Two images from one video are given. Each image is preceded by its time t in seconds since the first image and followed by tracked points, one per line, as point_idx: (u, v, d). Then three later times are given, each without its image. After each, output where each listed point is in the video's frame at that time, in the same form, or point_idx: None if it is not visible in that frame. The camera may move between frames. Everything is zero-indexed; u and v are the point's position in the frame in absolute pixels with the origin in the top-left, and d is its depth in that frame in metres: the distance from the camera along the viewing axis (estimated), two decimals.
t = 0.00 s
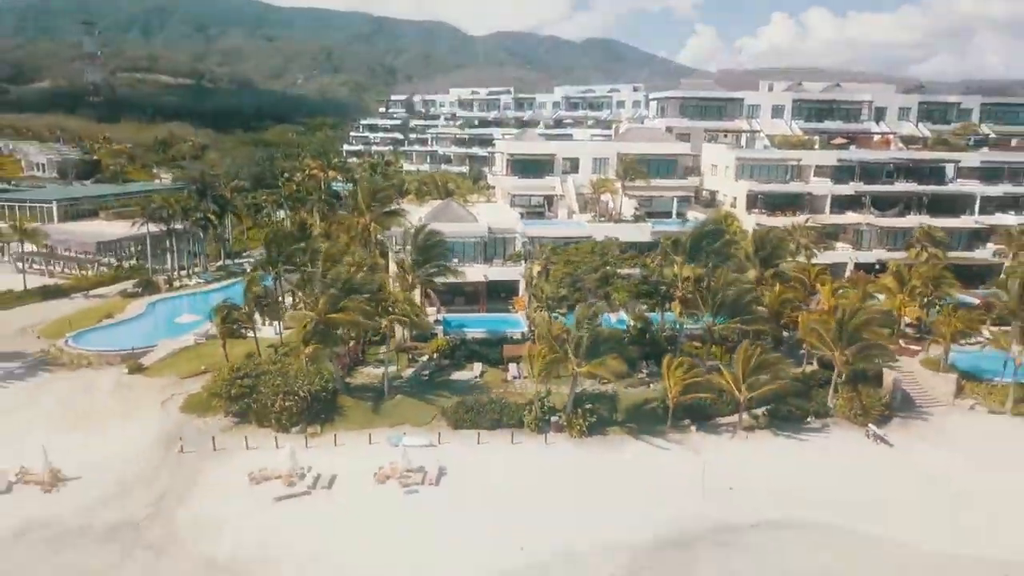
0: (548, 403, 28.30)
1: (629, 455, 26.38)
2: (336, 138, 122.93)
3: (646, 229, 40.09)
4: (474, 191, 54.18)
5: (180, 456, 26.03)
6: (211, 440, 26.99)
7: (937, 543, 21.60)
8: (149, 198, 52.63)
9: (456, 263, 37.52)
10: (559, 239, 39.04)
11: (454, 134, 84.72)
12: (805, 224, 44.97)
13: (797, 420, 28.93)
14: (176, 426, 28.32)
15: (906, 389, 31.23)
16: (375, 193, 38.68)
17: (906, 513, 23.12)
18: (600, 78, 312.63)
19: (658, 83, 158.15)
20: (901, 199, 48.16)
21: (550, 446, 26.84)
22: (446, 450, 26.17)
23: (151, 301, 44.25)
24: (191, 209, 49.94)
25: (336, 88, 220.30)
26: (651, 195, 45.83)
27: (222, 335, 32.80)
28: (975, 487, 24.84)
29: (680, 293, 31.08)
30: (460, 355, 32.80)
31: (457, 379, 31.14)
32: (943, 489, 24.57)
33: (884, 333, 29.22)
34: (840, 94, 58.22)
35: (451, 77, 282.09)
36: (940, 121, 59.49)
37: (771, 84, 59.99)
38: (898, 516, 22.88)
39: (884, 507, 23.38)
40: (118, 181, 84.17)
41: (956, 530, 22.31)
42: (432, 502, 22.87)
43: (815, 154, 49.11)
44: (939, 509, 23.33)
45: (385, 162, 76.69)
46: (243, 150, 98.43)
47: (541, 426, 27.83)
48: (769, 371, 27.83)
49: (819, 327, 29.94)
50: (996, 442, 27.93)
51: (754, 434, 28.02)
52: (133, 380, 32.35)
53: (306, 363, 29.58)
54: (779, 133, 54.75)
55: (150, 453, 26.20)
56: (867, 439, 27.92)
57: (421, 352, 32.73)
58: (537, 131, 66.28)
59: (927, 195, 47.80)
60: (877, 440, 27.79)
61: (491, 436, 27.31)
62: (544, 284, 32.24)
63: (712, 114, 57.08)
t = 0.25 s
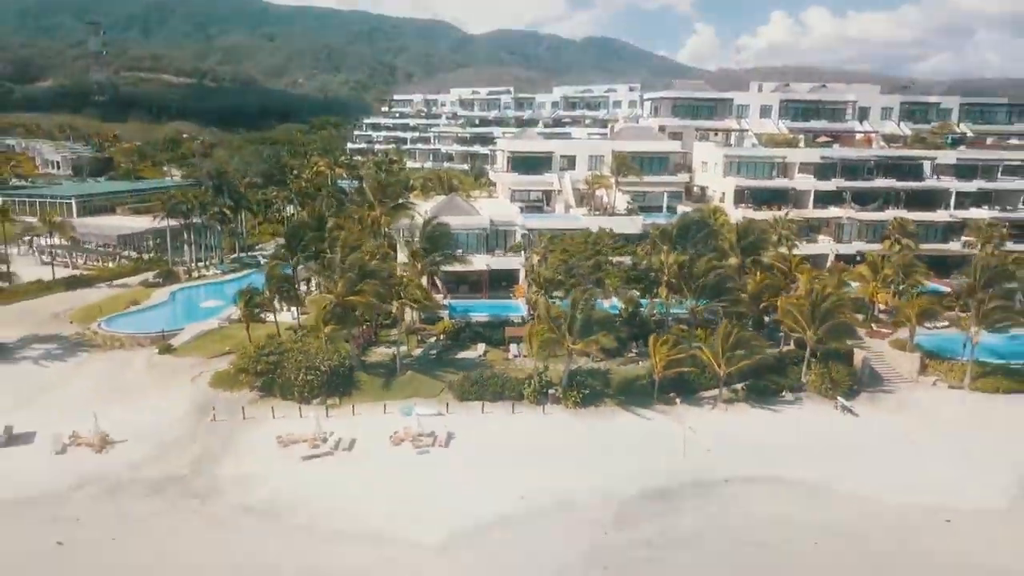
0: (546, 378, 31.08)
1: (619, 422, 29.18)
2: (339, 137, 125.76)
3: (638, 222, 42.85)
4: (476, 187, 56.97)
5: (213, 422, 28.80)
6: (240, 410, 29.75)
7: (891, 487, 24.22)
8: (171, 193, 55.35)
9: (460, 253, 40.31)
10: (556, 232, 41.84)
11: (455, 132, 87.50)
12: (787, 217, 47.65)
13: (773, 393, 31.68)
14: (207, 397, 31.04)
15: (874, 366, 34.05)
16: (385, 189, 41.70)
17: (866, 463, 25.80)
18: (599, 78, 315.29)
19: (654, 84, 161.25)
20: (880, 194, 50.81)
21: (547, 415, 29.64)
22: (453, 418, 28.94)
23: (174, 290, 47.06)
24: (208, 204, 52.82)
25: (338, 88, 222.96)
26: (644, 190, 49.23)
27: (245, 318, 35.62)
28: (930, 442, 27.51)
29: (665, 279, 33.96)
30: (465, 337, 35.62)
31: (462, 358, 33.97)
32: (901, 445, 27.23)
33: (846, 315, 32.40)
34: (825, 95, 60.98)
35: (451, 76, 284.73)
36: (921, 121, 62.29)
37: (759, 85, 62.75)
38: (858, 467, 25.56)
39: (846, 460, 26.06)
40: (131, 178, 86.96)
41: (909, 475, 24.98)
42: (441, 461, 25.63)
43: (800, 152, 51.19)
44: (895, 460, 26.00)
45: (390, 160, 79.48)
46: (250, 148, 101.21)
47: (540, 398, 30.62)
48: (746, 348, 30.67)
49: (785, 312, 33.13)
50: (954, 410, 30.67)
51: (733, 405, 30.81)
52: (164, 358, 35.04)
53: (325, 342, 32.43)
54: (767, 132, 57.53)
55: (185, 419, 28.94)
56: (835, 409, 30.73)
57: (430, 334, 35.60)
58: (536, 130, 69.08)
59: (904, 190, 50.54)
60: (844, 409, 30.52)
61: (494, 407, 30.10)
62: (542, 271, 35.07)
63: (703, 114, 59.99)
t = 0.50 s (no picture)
0: (545, 357, 33.84)
1: (612, 398, 31.92)
2: (343, 135, 128.33)
3: (630, 217, 45.68)
4: (479, 184, 59.72)
5: (242, 395, 31.56)
6: (264, 385, 32.51)
7: (855, 451, 26.97)
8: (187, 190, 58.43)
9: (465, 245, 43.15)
10: (554, 225, 44.56)
11: (457, 131, 90.22)
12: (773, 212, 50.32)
13: (754, 373, 34.40)
14: (233, 374, 33.79)
15: (848, 349, 36.82)
16: (395, 185, 44.63)
17: (833, 431, 28.55)
18: (599, 78, 317.69)
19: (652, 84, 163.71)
20: (862, 190, 53.47)
21: (545, 391, 32.45)
22: (460, 393, 31.70)
23: (194, 280, 49.80)
24: (224, 201, 55.65)
25: (340, 87, 225.51)
26: (638, 186, 51.99)
27: (266, 304, 38.43)
28: (894, 413, 30.26)
29: (655, 267, 36.82)
30: (471, 321, 38.34)
31: (467, 341, 36.75)
32: (867, 416, 29.97)
33: (825, 301, 34.99)
34: (812, 96, 63.70)
35: (452, 75, 287.12)
36: (904, 121, 65.02)
37: (750, 87, 65.51)
38: (826, 434, 28.31)
39: (816, 428, 28.80)
40: (143, 175, 89.69)
41: (871, 441, 27.73)
42: (450, 429, 28.38)
43: (786, 150, 53.74)
44: (860, 429, 28.76)
45: (394, 158, 82.23)
46: (257, 147, 103.82)
47: (538, 376, 33.38)
48: (727, 329, 33.50)
49: (767, 298, 35.76)
50: (918, 386, 33.42)
51: (716, 382, 33.58)
52: (190, 341, 37.73)
53: (341, 325, 35.24)
54: (756, 131, 60.26)
55: (215, 393, 31.67)
56: (810, 387, 33.47)
57: (438, 319, 38.37)
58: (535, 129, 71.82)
59: (885, 187, 53.15)
60: (817, 386, 33.30)
61: (497, 384, 32.87)
62: (541, 259, 37.82)
63: (696, 114, 62.71)
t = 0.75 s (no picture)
0: (544, 339, 36.62)
1: (606, 376, 34.72)
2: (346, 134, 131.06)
3: (624, 211, 48.47)
4: (481, 181, 62.50)
5: (266, 372, 34.34)
6: (286, 364, 35.27)
7: (825, 421, 29.73)
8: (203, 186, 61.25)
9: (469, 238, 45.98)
10: (553, 219, 47.37)
11: (460, 130, 93.01)
12: (761, 207, 53.05)
13: (738, 354, 37.19)
14: (257, 354, 36.56)
15: (827, 333, 39.60)
16: (404, 181, 47.47)
17: (807, 404, 31.33)
18: (599, 77, 320.00)
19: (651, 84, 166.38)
20: (846, 187, 56.21)
21: (544, 370, 35.24)
22: (466, 372, 34.48)
23: (211, 271, 52.55)
24: (239, 196, 58.45)
25: (343, 87, 228.06)
26: (632, 182, 54.21)
27: (285, 292, 41.25)
28: (864, 388, 33.02)
29: (647, 257, 39.57)
30: (475, 308, 41.08)
31: (473, 325, 39.54)
32: (840, 391, 32.72)
33: (806, 290, 37.59)
34: (801, 97, 66.50)
35: (453, 74, 289.53)
36: (889, 121, 67.82)
37: (741, 88, 68.31)
38: (800, 406, 31.09)
39: (791, 401, 31.58)
40: (155, 173, 92.56)
41: (841, 413, 30.50)
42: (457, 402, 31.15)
43: (774, 148, 56.21)
44: (832, 402, 31.51)
45: (399, 157, 85.00)
46: (264, 146, 106.65)
47: (538, 356, 36.16)
48: (712, 314, 36.28)
49: (751, 286, 38.29)
50: (889, 366, 36.15)
51: (703, 362, 36.36)
52: (214, 325, 40.45)
53: (356, 311, 38.02)
54: (746, 131, 63.00)
55: (240, 370, 34.42)
56: (790, 366, 36.25)
57: (445, 305, 41.17)
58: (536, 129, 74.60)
59: (867, 184, 55.91)
60: (796, 366, 36.13)
61: (500, 363, 35.66)
62: (542, 249, 40.60)
63: (690, 114, 65.49)
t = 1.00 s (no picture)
0: (544, 325, 39.34)
1: (602, 358, 37.43)
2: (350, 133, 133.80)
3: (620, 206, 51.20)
4: (484, 178, 65.20)
5: (287, 354, 37.04)
6: (305, 347, 37.98)
7: (802, 396, 32.48)
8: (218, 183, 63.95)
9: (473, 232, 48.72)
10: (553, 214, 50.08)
11: (462, 130, 95.74)
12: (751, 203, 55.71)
13: (725, 339, 39.89)
14: (277, 339, 39.29)
15: (809, 319, 42.32)
16: (412, 178, 50.21)
17: (787, 382, 34.06)
18: (600, 76, 322.14)
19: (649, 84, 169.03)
20: (833, 183, 58.87)
21: (545, 352, 37.96)
22: (473, 353, 37.23)
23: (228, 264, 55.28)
24: (253, 192, 61.16)
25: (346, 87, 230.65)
26: (627, 179, 57.20)
27: (301, 282, 44.02)
28: (841, 368, 35.74)
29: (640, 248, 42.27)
30: (480, 297, 43.83)
31: (478, 312, 42.25)
32: (818, 371, 35.42)
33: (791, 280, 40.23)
34: (791, 97, 69.20)
35: (455, 74, 291.92)
36: (876, 121, 70.54)
37: (734, 89, 71.01)
38: (780, 384, 33.79)
39: (772, 379, 34.30)
40: (166, 171, 95.31)
41: (818, 389, 33.21)
42: (465, 379, 33.90)
43: (764, 147, 59.02)
44: (810, 381, 34.18)
45: (404, 155, 87.69)
46: (271, 145, 109.34)
47: (539, 340, 38.88)
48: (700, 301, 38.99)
49: (738, 276, 40.91)
50: (866, 349, 38.85)
51: (692, 346, 39.07)
52: (235, 313, 43.12)
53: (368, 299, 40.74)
54: (738, 130, 65.72)
55: (264, 352, 37.16)
56: (773, 349, 38.95)
57: (452, 294, 43.87)
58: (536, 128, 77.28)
59: (853, 181, 58.60)
60: (780, 349, 38.87)
61: (504, 346, 38.37)
62: (542, 241, 43.31)
63: (684, 114, 68.17)
